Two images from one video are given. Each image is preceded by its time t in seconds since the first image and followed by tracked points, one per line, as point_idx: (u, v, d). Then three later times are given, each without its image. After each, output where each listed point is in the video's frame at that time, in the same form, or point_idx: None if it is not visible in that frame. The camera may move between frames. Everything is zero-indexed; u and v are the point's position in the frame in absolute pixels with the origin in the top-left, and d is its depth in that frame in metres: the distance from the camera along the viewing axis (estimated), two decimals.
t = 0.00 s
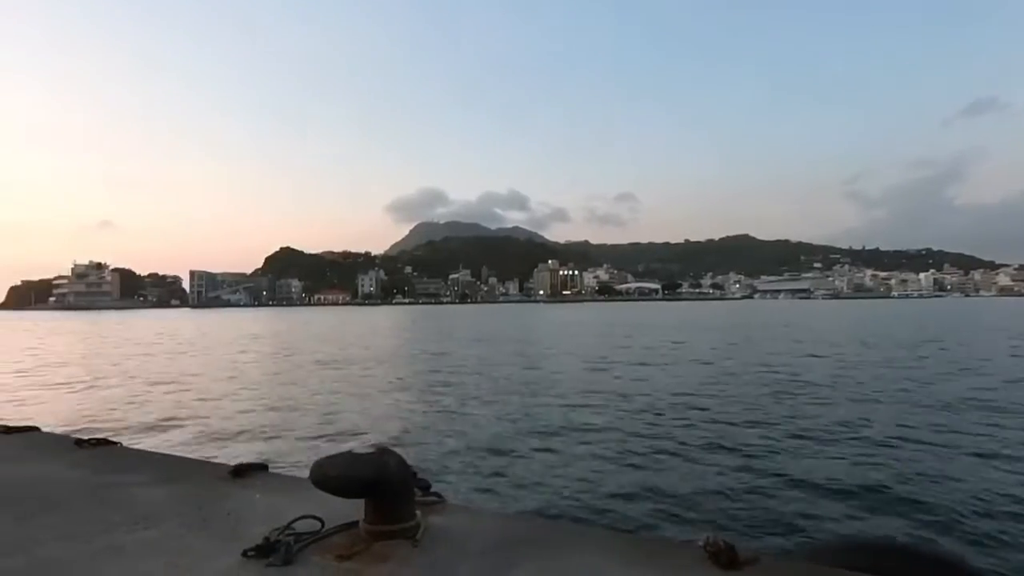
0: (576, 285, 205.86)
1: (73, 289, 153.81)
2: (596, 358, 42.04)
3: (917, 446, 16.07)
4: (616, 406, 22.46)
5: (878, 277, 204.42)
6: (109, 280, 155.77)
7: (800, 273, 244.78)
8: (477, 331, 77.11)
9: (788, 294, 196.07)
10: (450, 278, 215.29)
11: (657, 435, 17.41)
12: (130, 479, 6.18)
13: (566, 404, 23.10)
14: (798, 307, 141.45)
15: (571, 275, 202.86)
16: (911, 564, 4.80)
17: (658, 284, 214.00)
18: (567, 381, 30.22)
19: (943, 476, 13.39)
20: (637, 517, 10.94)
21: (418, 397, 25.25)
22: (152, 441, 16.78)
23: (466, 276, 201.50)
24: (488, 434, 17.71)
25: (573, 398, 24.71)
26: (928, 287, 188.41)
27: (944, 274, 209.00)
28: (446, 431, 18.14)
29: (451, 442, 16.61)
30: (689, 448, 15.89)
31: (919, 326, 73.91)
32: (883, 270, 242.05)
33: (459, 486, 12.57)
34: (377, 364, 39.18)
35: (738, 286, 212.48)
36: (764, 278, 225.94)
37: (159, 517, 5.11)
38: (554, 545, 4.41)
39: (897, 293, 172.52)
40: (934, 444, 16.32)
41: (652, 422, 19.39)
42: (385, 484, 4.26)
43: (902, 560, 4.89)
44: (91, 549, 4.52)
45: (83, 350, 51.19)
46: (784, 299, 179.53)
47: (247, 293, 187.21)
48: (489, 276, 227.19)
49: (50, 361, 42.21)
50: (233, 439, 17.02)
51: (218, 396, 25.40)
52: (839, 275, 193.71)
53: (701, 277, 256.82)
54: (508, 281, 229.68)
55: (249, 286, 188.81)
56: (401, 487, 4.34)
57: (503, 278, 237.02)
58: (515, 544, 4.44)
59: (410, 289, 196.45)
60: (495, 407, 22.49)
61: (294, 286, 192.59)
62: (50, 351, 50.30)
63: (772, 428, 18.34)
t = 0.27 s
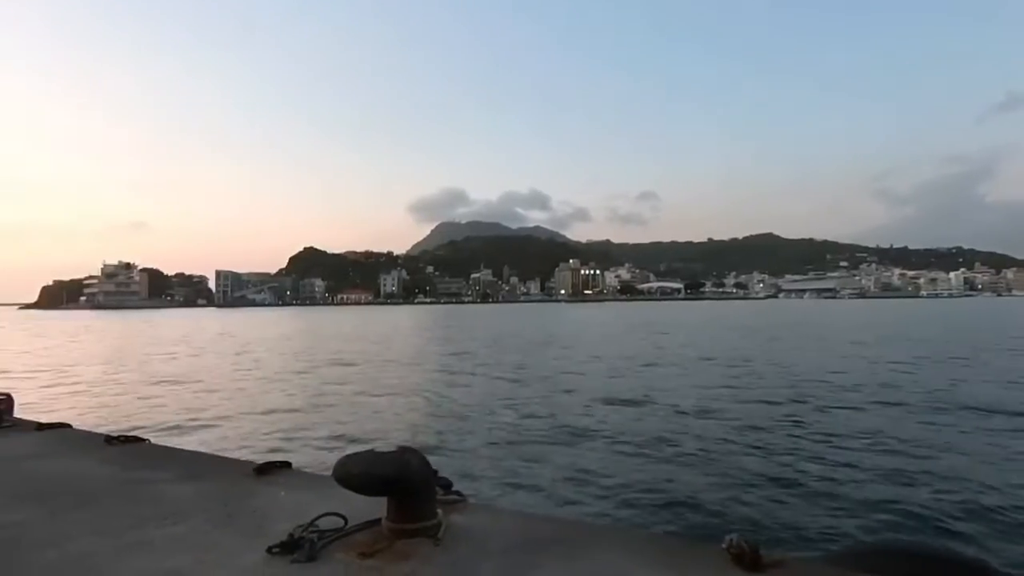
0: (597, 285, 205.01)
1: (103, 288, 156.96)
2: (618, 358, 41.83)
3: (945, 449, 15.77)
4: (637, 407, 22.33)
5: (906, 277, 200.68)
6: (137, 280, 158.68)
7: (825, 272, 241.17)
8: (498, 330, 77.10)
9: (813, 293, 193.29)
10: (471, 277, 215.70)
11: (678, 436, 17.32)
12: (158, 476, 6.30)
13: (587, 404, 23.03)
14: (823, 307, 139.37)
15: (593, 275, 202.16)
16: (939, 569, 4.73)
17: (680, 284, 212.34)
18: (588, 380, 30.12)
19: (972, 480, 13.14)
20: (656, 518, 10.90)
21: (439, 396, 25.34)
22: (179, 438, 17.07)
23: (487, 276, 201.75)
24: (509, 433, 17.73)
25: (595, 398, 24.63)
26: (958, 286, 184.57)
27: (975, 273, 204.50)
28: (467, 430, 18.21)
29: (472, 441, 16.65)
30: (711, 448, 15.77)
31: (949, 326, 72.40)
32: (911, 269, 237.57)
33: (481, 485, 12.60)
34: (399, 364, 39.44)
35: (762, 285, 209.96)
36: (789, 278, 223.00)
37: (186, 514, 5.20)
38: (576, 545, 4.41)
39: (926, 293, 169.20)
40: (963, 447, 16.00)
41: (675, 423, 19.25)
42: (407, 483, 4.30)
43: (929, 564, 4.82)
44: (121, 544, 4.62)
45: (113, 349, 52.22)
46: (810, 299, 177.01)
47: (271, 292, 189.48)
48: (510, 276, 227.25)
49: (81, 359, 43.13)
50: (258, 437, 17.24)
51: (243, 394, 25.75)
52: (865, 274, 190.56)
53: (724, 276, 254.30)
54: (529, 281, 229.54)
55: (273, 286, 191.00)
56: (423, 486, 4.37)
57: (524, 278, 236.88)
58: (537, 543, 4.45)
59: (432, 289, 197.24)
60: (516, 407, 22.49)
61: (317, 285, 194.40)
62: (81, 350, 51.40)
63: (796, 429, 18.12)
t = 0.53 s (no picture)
0: (619, 284, 203.94)
1: (131, 288, 159.93)
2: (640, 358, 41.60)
3: (974, 452, 15.44)
4: (660, 407, 22.22)
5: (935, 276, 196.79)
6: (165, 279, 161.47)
7: (852, 271, 237.39)
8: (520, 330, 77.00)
9: (839, 292, 190.49)
10: (493, 277, 216.01)
11: (698, 436, 17.18)
12: (186, 473, 6.40)
13: (609, 404, 22.93)
14: (850, 307, 137.30)
15: (615, 274, 201.53)
16: None
17: (704, 283, 210.52)
18: (610, 380, 29.97)
19: (1001, 483, 12.85)
20: (676, 518, 10.85)
21: (461, 395, 25.43)
22: (205, 436, 17.33)
23: (508, 276, 202.00)
24: (531, 433, 17.72)
25: (617, 398, 24.52)
26: (989, 286, 180.79)
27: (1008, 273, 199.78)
28: (489, 430, 18.24)
29: (494, 441, 16.67)
30: (733, 450, 15.62)
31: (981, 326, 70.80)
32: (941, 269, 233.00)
33: (502, 484, 12.61)
34: (421, 363, 39.64)
35: (787, 285, 207.25)
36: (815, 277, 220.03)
37: (212, 510, 5.28)
38: (598, 544, 4.41)
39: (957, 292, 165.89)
40: (993, 450, 15.64)
41: (699, 423, 19.13)
42: (428, 483, 4.31)
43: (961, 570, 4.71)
44: (149, 539, 4.70)
45: (141, 348, 53.16)
46: (836, 298, 174.44)
47: (295, 292, 191.50)
48: (532, 275, 227.10)
49: (111, 357, 43.98)
50: (282, 435, 17.46)
51: (268, 393, 26.07)
52: (893, 274, 187.32)
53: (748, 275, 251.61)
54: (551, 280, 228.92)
55: (297, 285, 193.03)
56: (445, 486, 4.39)
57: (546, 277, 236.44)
58: (559, 542, 4.45)
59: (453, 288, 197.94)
60: (538, 407, 22.47)
61: (340, 285, 196.25)
62: (111, 349, 52.43)
63: (820, 431, 17.88)
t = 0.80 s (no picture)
0: (641, 284, 202.82)
1: (159, 288, 162.69)
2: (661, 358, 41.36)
3: (1005, 454, 15.13)
4: (682, 407, 22.05)
5: (965, 275, 192.71)
6: (191, 279, 164.01)
7: (879, 270, 233.45)
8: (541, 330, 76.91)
9: (866, 292, 187.39)
10: (514, 276, 215.94)
11: (719, 437, 17.06)
12: (211, 470, 6.50)
13: (631, 404, 22.81)
14: (877, 306, 134.93)
15: (637, 273, 200.37)
16: None
17: (727, 283, 208.45)
18: (632, 381, 29.83)
19: None
20: (696, 518, 10.81)
21: (482, 394, 25.48)
22: (230, 433, 17.56)
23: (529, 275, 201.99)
24: (552, 433, 17.70)
25: (639, 398, 24.39)
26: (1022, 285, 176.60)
27: None
28: (510, 429, 18.27)
29: (515, 440, 16.68)
30: (754, 451, 15.49)
31: (1014, 326, 69.15)
32: (972, 268, 228.07)
33: (522, 483, 12.63)
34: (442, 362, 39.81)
35: (812, 284, 204.37)
36: (841, 277, 216.72)
37: (237, 506, 5.36)
38: (620, 544, 4.40)
39: (988, 291, 162.25)
40: None
41: (719, 424, 18.96)
42: (450, 481, 4.34)
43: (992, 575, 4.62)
44: (176, 534, 4.78)
45: (168, 346, 54.04)
46: (862, 297, 171.63)
47: (318, 291, 193.34)
48: (553, 275, 226.64)
49: (139, 356, 44.80)
50: (305, 433, 17.64)
51: (291, 391, 26.37)
52: (922, 274, 183.78)
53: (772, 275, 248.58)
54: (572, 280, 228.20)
55: (320, 285, 194.88)
56: (466, 485, 4.41)
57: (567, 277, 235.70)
58: (580, 542, 4.46)
59: (475, 288, 198.37)
60: (559, 406, 22.44)
61: (363, 284, 197.78)
62: (139, 347, 53.39)
63: (845, 432, 17.64)
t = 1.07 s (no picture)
0: (663, 283, 201.64)
1: (186, 288, 165.63)
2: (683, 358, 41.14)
3: None
4: (704, 408, 21.88)
5: (997, 274, 188.54)
6: (217, 279, 166.78)
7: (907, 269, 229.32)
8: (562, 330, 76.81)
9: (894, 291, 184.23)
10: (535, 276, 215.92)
11: (741, 438, 16.93)
12: (237, 466, 6.61)
13: (653, 405, 22.70)
14: (905, 306, 132.62)
15: (659, 272, 199.18)
16: None
17: (750, 282, 206.36)
18: (653, 381, 29.68)
19: None
20: (714, 519, 10.76)
21: (503, 394, 25.53)
22: (256, 431, 17.83)
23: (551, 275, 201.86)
24: (573, 432, 17.67)
25: (660, 398, 24.27)
26: None
27: None
28: (531, 428, 18.30)
29: (536, 440, 16.69)
30: (776, 452, 15.36)
31: None
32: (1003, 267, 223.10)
33: (543, 482, 12.64)
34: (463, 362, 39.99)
35: (837, 284, 201.49)
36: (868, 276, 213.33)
37: (262, 503, 5.43)
38: (643, 545, 4.38)
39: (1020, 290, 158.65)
40: None
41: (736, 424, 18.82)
42: (471, 480, 4.36)
43: None
44: (203, 530, 4.86)
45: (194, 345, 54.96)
46: (890, 297, 168.80)
47: (341, 291, 195.24)
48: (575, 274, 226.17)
49: (167, 354, 45.67)
50: (328, 431, 17.83)
51: (315, 390, 26.67)
52: (952, 273, 180.19)
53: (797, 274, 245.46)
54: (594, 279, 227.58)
55: (343, 285, 196.71)
56: (487, 484, 4.42)
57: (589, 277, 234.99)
58: (602, 542, 4.45)
59: (496, 287, 198.71)
60: (580, 406, 22.40)
61: (385, 284, 199.22)
62: (167, 346, 54.43)
63: (870, 434, 17.39)
